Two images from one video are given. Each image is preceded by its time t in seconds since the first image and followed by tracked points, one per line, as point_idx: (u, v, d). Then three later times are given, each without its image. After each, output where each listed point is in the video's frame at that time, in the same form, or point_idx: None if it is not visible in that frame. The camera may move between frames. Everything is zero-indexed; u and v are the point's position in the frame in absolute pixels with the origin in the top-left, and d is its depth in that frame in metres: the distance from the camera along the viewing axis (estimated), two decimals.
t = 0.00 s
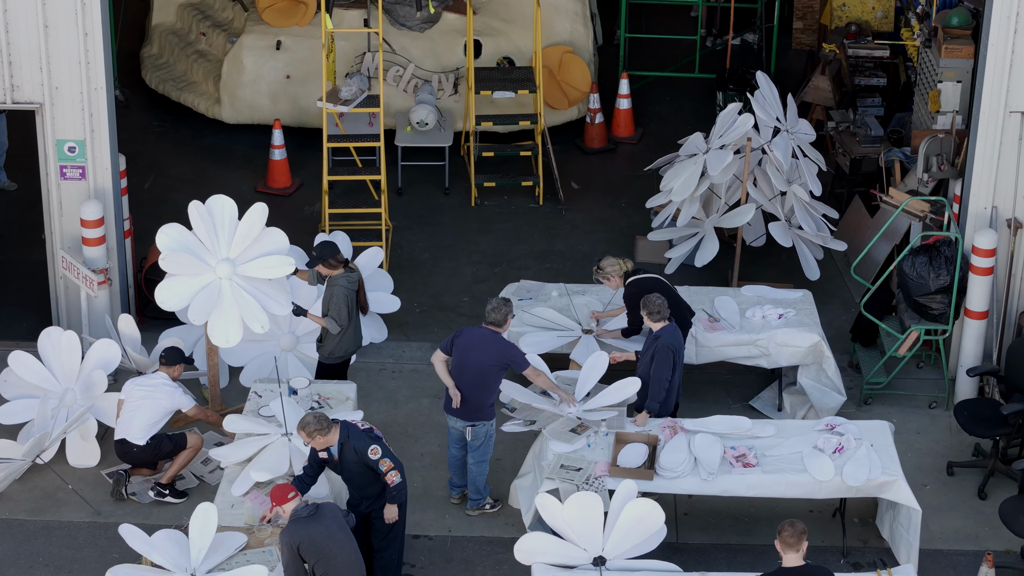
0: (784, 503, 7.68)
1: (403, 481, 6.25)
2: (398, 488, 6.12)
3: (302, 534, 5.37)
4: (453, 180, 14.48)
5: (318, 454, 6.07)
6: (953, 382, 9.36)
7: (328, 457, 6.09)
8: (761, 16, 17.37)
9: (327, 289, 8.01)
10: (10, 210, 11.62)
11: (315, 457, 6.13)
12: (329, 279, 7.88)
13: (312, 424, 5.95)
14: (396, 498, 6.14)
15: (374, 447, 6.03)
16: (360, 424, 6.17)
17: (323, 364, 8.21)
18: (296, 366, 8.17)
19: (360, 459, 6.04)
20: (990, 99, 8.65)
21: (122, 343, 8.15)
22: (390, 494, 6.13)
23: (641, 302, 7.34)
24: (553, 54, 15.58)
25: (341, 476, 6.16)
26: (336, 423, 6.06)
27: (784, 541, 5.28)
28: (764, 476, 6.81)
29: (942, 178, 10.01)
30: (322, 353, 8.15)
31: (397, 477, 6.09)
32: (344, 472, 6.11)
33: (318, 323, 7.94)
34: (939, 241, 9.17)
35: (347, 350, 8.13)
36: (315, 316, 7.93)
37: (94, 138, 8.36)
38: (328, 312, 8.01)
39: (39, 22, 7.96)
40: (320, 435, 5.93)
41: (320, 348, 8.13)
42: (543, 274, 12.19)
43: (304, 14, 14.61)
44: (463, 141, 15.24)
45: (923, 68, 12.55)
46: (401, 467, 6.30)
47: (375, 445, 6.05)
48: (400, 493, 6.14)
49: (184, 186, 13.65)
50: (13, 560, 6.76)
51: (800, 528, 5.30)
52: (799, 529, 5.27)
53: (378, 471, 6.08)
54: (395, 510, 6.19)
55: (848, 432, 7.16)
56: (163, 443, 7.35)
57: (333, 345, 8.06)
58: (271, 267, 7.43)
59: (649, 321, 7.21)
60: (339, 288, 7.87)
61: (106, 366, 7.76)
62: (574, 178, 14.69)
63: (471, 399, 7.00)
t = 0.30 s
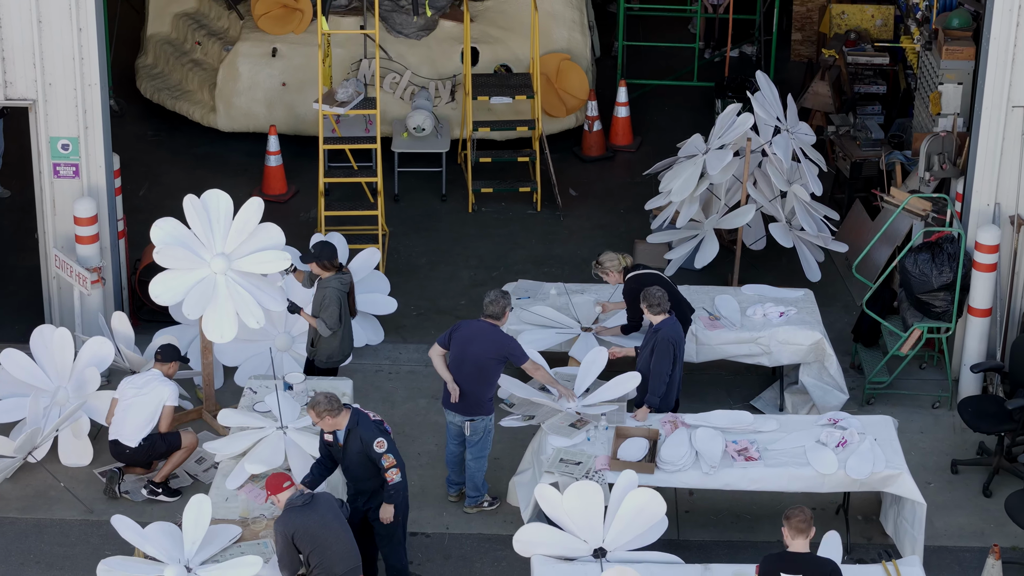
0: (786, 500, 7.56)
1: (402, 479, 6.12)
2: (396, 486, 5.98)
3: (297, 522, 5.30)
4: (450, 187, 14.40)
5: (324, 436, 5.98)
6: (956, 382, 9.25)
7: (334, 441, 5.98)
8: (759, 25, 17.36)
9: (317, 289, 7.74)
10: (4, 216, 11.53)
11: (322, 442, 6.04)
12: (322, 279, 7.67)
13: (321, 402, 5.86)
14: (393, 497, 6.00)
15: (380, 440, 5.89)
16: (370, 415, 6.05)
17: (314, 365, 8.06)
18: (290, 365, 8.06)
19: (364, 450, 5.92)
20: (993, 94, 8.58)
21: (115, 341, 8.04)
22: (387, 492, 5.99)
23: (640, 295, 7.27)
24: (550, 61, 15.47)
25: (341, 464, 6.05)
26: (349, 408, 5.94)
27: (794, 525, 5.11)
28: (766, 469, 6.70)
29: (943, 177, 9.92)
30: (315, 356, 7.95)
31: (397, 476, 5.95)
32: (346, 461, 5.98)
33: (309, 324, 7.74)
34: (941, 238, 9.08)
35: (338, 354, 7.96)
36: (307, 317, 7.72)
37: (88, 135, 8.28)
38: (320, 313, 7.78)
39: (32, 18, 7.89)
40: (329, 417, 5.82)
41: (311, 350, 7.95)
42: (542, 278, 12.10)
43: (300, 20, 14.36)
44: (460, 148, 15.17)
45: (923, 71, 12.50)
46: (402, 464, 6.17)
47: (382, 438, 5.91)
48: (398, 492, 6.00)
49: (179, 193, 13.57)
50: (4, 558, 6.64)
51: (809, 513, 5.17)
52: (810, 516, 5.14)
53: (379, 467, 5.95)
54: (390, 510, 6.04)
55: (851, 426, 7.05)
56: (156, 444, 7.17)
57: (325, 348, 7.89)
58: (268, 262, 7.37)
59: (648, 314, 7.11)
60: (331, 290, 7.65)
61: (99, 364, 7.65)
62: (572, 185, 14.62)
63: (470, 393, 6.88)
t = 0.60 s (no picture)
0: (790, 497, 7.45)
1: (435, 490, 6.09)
2: (439, 494, 5.97)
3: (293, 510, 5.23)
4: (448, 194, 14.34)
5: (373, 436, 6.00)
6: (960, 381, 9.16)
7: (382, 441, 6.01)
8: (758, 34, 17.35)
9: (312, 279, 7.61)
10: None
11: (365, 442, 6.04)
12: (320, 268, 7.52)
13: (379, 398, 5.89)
14: (433, 505, 5.98)
15: (437, 444, 5.98)
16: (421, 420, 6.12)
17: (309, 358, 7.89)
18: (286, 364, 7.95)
19: (417, 452, 5.97)
20: (996, 88, 8.51)
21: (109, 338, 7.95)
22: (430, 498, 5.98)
23: (640, 288, 7.19)
24: (550, 68, 15.41)
25: (380, 466, 6.04)
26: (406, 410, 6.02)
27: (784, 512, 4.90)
28: (769, 462, 6.60)
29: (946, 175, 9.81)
30: (311, 348, 7.80)
31: (447, 483, 5.97)
32: (392, 462, 5.99)
33: (312, 316, 7.58)
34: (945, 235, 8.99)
35: (335, 344, 7.83)
36: (309, 309, 7.57)
37: (83, 132, 8.21)
38: (318, 304, 7.64)
39: (27, 12, 7.82)
40: (390, 412, 5.88)
41: (308, 343, 7.77)
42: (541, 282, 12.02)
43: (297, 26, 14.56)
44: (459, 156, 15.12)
45: (925, 75, 12.43)
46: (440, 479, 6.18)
47: (437, 443, 6.00)
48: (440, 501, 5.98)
49: (175, 200, 13.49)
50: None
51: (793, 495, 4.99)
52: (799, 500, 4.95)
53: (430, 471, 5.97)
54: (424, 519, 6.00)
55: (855, 420, 6.95)
56: (143, 450, 6.90)
57: (323, 340, 7.76)
58: (265, 256, 7.28)
59: (649, 306, 7.03)
60: (332, 277, 7.55)
61: (93, 360, 7.56)
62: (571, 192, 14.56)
63: (468, 386, 6.78)
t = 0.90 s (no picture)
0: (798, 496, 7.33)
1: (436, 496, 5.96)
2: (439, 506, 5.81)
3: (291, 497, 5.13)
4: (449, 202, 14.26)
5: (371, 454, 5.81)
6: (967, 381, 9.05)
7: (382, 459, 5.83)
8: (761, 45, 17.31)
9: (309, 268, 7.57)
10: None
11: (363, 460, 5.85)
12: (319, 257, 7.51)
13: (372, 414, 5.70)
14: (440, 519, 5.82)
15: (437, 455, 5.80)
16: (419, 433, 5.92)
17: (310, 352, 7.81)
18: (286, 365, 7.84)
19: (417, 466, 5.78)
20: (1003, 85, 8.42)
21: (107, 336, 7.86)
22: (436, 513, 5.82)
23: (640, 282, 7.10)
24: (552, 77, 15.39)
25: (383, 485, 5.87)
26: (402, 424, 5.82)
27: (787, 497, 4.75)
28: (776, 455, 6.50)
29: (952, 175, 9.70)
30: (313, 342, 7.71)
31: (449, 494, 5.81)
32: (394, 479, 5.81)
33: (313, 306, 7.53)
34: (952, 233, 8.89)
35: (338, 337, 7.75)
36: (310, 300, 7.51)
37: (81, 130, 8.15)
38: (318, 294, 7.58)
39: (25, 7, 7.77)
40: (387, 426, 5.68)
41: (309, 336, 7.69)
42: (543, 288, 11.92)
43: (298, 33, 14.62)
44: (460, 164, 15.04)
45: (931, 78, 12.38)
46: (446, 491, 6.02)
47: (435, 457, 5.80)
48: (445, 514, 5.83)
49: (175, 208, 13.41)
50: None
51: (793, 478, 4.85)
52: (800, 484, 4.80)
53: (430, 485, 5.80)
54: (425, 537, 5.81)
55: (862, 414, 6.86)
56: (138, 443, 6.96)
57: (325, 332, 7.66)
58: (265, 251, 7.20)
59: (652, 301, 6.91)
60: (331, 265, 7.53)
61: (91, 358, 7.47)
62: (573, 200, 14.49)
63: (470, 379, 6.71)
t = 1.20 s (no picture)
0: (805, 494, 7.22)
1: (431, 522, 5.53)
2: (429, 531, 5.39)
3: (290, 486, 5.03)
4: (450, 212, 14.18)
5: (358, 469, 5.44)
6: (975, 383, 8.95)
7: (370, 475, 5.45)
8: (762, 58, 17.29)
9: (305, 267, 7.53)
10: None
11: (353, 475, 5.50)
12: (315, 253, 7.48)
13: (353, 427, 5.31)
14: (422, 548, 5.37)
15: (424, 479, 5.35)
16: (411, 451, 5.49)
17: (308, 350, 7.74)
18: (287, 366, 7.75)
19: (404, 488, 5.36)
20: (1009, 82, 8.37)
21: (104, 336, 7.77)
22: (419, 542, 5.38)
23: (644, 277, 6.99)
24: (553, 88, 15.29)
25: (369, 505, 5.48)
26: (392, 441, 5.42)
27: (798, 482, 4.65)
28: (783, 449, 6.40)
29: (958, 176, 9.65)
30: (310, 340, 7.65)
31: (435, 522, 5.35)
32: (377, 498, 5.41)
33: (312, 303, 7.50)
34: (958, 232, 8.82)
35: (337, 334, 7.70)
36: (309, 297, 7.47)
37: (79, 128, 8.09)
38: (315, 291, 7.55)
39: (23, 4, 7.74)
40: (371, 441, 5.29)
41: (307, 334, 7.62)
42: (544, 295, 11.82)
43: (298, 43, 14.66)
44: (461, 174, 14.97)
45: (935, 84, 12.35)
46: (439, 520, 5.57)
47: (424, 478, 5.37)
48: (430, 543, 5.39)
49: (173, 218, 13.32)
50: None
51: (802, 462, 4.76)
52: (810, 468, 4.72)
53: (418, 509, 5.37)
54: (411, 564, 5.37)
55: (870, 409, 6.76)
56: (132, 440, 6.80)
57: (324, 329, 7.61)
58: (264, 247, 7.14)
59: (656, 296, 6.80)
60: (328, 260, 7.49)
61: (88, 356, 7.37)
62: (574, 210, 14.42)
63: (472, 374, 6.61)
